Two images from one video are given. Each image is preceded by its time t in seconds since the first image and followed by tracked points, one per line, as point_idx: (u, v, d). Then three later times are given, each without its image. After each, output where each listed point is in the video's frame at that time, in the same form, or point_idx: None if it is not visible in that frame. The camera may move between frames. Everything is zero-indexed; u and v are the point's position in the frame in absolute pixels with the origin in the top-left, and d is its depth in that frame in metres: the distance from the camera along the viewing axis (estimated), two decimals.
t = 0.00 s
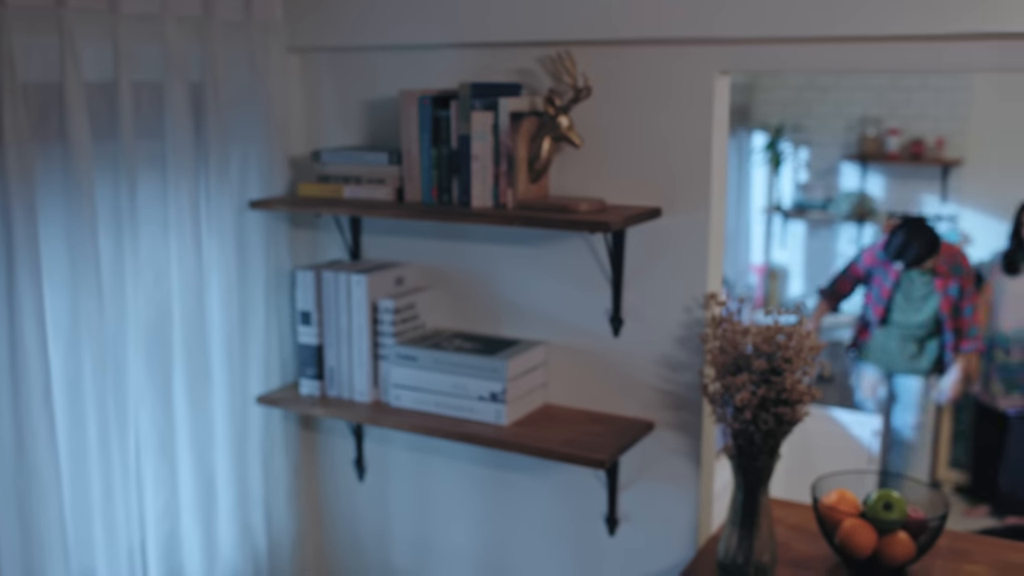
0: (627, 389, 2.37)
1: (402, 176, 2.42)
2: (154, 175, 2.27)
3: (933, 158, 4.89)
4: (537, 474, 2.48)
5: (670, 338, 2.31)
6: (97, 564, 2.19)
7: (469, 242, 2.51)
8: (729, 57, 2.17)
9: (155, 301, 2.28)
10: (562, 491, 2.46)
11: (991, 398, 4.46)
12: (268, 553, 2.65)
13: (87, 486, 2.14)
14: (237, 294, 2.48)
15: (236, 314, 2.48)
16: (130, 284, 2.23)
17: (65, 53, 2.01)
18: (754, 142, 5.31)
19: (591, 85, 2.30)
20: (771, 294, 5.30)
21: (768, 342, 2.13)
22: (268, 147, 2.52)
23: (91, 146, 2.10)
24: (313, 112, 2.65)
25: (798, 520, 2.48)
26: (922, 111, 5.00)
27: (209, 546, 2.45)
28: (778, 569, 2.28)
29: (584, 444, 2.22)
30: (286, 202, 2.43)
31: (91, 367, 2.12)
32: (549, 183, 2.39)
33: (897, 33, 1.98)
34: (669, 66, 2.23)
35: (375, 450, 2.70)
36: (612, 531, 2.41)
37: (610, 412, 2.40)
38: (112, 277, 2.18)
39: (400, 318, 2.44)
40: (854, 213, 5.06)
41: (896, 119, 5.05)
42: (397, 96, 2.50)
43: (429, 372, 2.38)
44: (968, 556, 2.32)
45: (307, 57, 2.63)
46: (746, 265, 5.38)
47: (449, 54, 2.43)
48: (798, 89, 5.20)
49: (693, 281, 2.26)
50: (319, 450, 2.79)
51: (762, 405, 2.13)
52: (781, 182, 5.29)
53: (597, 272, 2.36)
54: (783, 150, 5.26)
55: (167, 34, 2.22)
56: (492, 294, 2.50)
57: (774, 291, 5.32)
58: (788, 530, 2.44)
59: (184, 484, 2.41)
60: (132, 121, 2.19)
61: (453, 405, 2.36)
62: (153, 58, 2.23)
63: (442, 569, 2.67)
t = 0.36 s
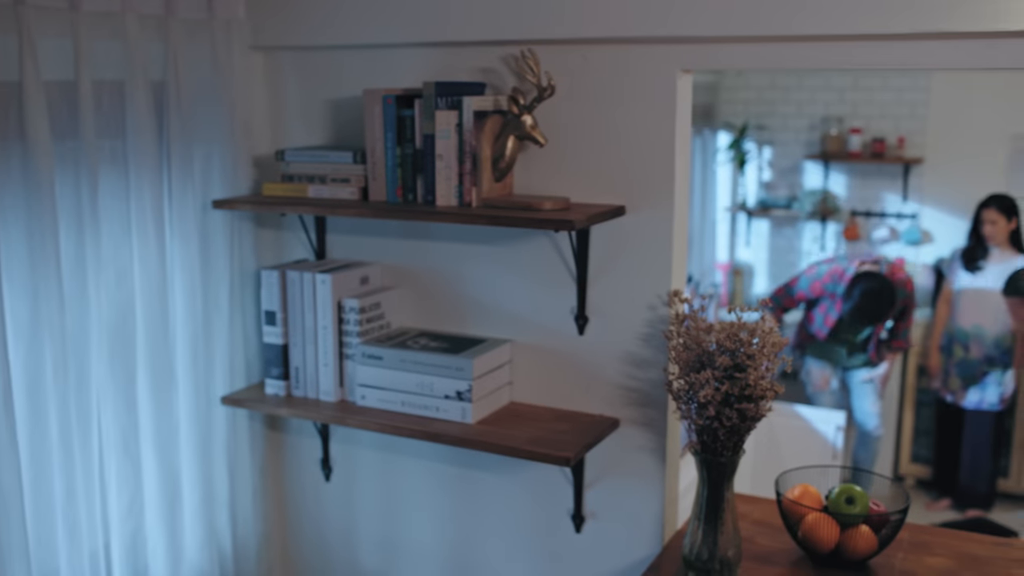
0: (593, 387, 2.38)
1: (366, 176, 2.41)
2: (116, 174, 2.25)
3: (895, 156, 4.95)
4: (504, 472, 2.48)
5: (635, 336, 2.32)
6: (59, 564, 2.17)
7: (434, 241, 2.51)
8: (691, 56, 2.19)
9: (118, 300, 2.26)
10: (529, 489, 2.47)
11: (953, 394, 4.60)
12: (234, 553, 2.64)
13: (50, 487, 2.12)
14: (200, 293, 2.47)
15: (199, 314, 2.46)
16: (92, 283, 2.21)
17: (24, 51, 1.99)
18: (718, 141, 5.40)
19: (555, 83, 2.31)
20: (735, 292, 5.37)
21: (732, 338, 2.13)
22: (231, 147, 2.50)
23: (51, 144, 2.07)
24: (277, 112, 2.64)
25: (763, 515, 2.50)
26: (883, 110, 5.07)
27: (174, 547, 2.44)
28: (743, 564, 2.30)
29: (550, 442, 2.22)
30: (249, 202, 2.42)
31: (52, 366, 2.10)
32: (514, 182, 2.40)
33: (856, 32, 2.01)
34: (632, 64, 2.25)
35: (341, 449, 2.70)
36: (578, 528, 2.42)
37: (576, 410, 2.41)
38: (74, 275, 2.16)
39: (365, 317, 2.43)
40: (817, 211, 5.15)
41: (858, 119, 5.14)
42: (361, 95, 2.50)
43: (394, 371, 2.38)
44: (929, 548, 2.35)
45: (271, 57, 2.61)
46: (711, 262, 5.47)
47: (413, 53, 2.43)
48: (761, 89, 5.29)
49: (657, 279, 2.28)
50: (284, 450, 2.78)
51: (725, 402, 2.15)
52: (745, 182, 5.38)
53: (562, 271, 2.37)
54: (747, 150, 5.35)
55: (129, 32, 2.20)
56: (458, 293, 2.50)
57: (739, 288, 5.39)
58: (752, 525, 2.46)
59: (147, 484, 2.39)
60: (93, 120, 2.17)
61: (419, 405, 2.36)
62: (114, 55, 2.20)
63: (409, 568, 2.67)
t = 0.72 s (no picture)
0: (559, 385, 2.39)
1: (331, 175, 2.41)
2: (77, 173, 2.23)
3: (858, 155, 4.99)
4: (471, 471, 2.49)
5: (600, 334, 2.33)
6: (21, 567, 2.14)
7: (399, 240, 2.51)
8: (654, 55, 2.21)
9: (80, 300, 2.24)
10: (496, 487, 2.47)
11: (913, 391, 4.72)
12: (198, 554, 2.62)
13: (11, 489, 2.10)
14: (164, 293, 2.45)
15: (162, 314, 2.45)
16: (54, 282, 2.19)
17: None
18: (685, 139, 5.25)
19: (519, 82, 2.32)
20: (703, 290, 5.29)
21: (696, 335, 2.15)
22: (195, 146, 2.49)
23: (10, 144, 2.05)
24: (241, 111, 2.63)
25: (728, 511, 2.52)
26: (846, 108, 5.09)
27: (138, 549, 2.42)
28: (709, 559, 2.32)
29: (515, 440, 2.23)
30: (212, 202, 2.40)
31: (13, 365, 2.08)
32: (478, 181, 2.41)
33: (816, 31, 2.04)
34: (596, 63, 2.26)
35: (307, 449, 2.69)
36: (545, 525, 2.43)
37: (542, 408, 2.42)
38: (35, 275, 2.14)
39: (330, 317, 2.43)
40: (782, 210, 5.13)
41: (821, 118, 5.14)
42: (326, 94, 2.50)
43: (360, 370, 2.37)
44: (891, 540, 2.38)
45: (234, 56, 2.61)
46: (679, 260, 5.31)
47: (377, 52, 2.43)
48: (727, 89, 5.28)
49: (621, 276, 2.29)
50: (248, 450, 2.77)
51: (690, 398, 2.16)
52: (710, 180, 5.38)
53: (527, 269, 2.37)
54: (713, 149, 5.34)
55: (90, 31, 2.18)
56: (423, 292, 2.51)
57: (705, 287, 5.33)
58: (718, 520, 2.48)
59: (111, 486, 2.38)
60: (54, 118, 2.15)
61: (385, 404, 2.35)
62: (74, 54, 2.18)
63: (376, 567, 2.66)
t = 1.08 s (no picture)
0: (529, 384, 2.40)
1: (299, 174, 2.40)
2: (42, 173, 2.21)
3: (825, 154, 4.97)
4: (442, 470, 2.49)
5: (569, 332, 2.34)
6: None
7: (370, 240, 2.51)
8: (622, 54, 2.22)
9: (46, 301, 2.22)
10: (467, 486, 2.47)
11: (881, 387, 4.61)
12: (167, 555, 2.61)
13: None
14: (131, 294, 2.44)
15: (129, 315, 2.43)
16: (19, 283, 2.17)
17: None
18: (653, 140, 5.36)
19: (487, 81, 2.32)
20: (672, 290, 5.27)
21: (665, 333, 2.15)
22: (163, 146, 2.48)
23: None
24: (209, 111, 2.62)
25: (698, 508, 2.53)
26: (814, 107, 5.08)
27: (106, 551, 2.40)
28: (680, 556, 2.33)
29: (486, 438, 2.23)
30: (180, 202, 2.38)
31: None
32: (447, 180, 2.41)
33: (779, 31, 2.07)
34: (564, 63, 2.27)
35: (277, 449, 2.68)
36: (516, 524, 2.43)
37: (513, 407, 2.42)
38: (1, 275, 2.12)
39: (300, 317, 2.42)
40: (751, 210, 5.07)
41: (790, 118, 5.13)
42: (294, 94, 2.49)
43: (330, 370, 2.37)
44: (858, 535, 2.40)
45: (202, 55, 2.59)
46: (648, 260, 5.38)
47: (346, 52, 2.43)
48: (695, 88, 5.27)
49: (590, 275, 2.30)
50: (218, 450, 2.76)
51: (659, 396, 2.16)
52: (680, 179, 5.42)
53: (497, 269, 2.38)
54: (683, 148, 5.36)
55: (55, 30, 2.17)
56: (394, 291, 2.50)
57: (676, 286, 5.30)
58: (688, 517, 2.49)
59: (78, 488, 2.36)
60: (18, 118, 2.13)
61: (356, 404, 2.35)
62: (37, 53, 2.17)
63: (347, 567, 2.66)
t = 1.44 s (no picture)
0: (500, 383, 2.40)
1: (269, 174, 2.40)
2: (8, 174, 2.19)
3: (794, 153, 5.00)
4: (414, 470, 2.48)
5: (539, 331, 2.34)
6: None
7: (340, 240, 2.50)
8: (589, 53, 2.23)
9: (12, 303, 2.20)
10: (438, 486, 2.47)
11: (850, 383, 4.62)
12: (136, 558, 2.59)
13: None
14: (99, 295, 2.42)
15: (97, 317, 2.41)
16: None
17: None
18: (624, 140, 5.41)
19: (457, 81, 2.33)
20: (644, 288, 5.35)
21: (635, 332, 2.16)
22: (131, 146, 2.46)
23: None
24: (177, 111, 2.60)
25: (669, 505, 2.54)
26: (783, 106, 5.10)
27: (75, 555, 2.39)
28: (650, 553, 2.33)
29: (457, 438, 2.23)
30: (148, 202, 2.36)
31: None
32: (417, 180, 2.41)
33: (743, 29, 2.09)
34: (533, 62, 2.27)
35: (247, 450, 2.67)
36: (487, 524, 2.43)
37: (484, 406, 2.42)
38: None
39: (270, 318, 2.42)
40: (721, 208, 5.09)
41: (759, 118, 5.15)
42: (263, 93, 2.48)
43: (300, 370, 2.36)
44: (827, 531, 2.42)
45: (170, 54, 2.58)
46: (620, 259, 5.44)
47: (315, 51, 2.42)
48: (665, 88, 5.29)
49: (560, 273, 2.30)
50: (188, 452, 2.75)
51: (629, 395, 2.17)
52: (651, 178, 5.48)
53: (467, 268, 2.38)
54: (654, 148, 5.41)
55: (20, 30, 2.14)
56: (365, 291, 2.50)
57: (647, 284, 5.37)
58: (659, 515, 2.50)
59: (46, 491, 2.34)
60: None
61: (326, 404, 2.34)
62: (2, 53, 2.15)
63: (319, 568, 2.65)
